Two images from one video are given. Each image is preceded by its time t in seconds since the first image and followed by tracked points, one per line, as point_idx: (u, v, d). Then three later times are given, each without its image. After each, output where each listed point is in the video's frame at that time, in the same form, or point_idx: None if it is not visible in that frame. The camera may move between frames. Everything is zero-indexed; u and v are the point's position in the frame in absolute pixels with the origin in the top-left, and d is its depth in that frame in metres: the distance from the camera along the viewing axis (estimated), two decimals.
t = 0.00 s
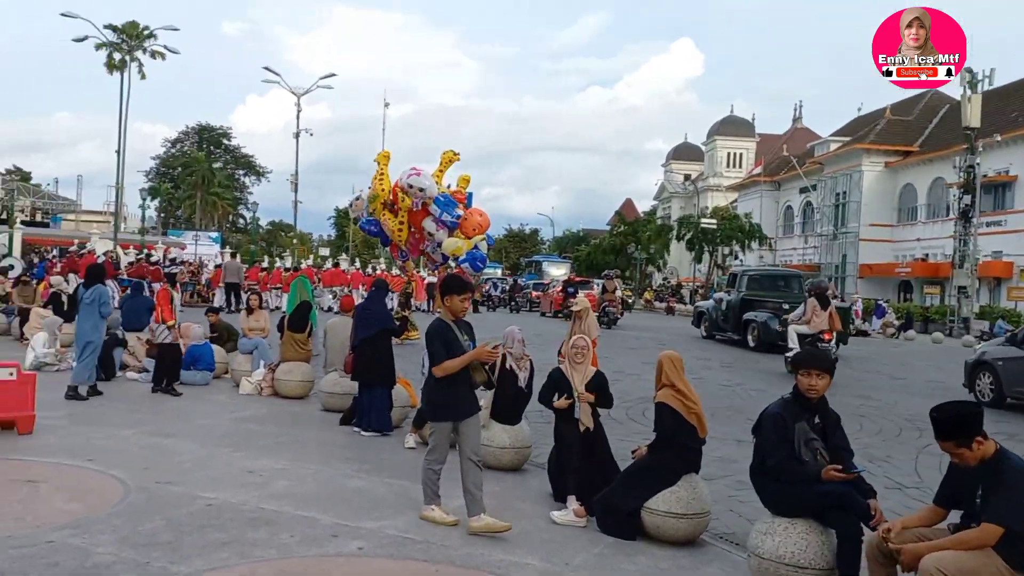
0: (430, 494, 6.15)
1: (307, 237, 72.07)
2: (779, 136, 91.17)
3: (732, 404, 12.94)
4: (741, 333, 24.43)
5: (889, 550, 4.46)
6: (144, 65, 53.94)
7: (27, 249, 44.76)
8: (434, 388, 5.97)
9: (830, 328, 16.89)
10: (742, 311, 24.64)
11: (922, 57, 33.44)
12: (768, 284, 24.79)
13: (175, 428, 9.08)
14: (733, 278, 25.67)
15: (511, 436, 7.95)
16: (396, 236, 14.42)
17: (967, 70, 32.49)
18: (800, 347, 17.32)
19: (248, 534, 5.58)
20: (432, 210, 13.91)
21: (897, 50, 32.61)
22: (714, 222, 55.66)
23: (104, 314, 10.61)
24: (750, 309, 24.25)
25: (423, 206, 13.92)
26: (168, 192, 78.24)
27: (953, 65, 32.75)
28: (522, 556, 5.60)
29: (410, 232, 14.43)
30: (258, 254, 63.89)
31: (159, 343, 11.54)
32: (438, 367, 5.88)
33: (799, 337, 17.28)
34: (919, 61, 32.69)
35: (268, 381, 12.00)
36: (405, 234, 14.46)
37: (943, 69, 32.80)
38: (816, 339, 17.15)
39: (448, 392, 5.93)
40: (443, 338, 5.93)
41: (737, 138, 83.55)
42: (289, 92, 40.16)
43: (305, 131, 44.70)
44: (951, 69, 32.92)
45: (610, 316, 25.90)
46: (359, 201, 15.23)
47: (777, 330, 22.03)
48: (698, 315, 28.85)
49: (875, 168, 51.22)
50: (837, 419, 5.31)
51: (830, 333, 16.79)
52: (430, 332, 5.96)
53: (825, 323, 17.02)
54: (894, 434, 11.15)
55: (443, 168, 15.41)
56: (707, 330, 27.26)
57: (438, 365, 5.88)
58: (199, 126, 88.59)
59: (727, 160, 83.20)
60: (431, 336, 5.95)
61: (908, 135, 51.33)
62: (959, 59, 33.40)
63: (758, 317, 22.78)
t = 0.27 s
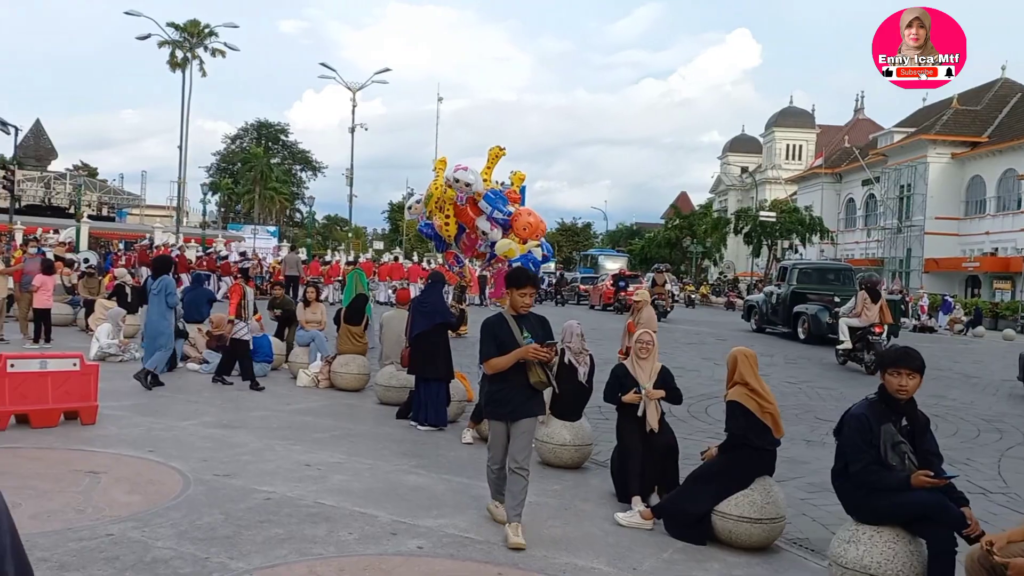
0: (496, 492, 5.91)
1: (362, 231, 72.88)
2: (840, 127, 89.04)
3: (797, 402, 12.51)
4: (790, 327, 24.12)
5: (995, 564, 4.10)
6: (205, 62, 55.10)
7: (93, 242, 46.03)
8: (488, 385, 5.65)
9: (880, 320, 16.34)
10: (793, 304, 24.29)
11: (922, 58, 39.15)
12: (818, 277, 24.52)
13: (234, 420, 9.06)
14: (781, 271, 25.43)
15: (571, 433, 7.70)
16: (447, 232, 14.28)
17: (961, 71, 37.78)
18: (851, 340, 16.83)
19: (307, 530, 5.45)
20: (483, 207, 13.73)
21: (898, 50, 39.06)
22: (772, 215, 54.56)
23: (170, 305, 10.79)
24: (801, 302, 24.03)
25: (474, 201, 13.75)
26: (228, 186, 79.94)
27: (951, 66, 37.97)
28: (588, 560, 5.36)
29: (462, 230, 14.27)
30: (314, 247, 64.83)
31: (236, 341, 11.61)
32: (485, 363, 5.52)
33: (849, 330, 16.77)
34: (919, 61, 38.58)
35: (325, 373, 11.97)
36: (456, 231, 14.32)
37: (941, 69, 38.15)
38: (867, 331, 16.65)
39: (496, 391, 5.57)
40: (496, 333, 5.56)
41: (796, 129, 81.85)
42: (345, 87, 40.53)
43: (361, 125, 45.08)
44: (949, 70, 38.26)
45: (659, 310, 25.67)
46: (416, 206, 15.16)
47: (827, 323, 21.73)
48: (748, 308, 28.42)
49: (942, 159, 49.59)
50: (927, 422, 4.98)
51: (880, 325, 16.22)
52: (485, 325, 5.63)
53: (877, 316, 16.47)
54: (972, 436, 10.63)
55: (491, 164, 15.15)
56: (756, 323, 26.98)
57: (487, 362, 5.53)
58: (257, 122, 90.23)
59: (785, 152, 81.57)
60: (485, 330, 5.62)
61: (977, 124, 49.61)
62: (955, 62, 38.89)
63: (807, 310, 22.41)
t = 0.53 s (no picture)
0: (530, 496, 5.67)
1: (376, 230, 72.93)
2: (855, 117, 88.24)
3: (824, 399, 12.24)
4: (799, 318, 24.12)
5: None
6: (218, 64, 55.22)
7: (109, 245, 46.22)
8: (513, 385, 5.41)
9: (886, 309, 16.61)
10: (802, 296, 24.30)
11: (922, 58, 39.85)
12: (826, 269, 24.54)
13: (253, 424, 8.90)
14: (790, 263, 25.46)
15: (599, 434, 7.48)
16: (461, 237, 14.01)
17: (961, 71, 38.79)
18: (858, 329, 17.10)
19: (330, 542, 5.26)
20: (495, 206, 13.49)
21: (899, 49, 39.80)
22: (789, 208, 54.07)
23: (191, 307, 10.62)
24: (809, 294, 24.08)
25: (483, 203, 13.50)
26: (242, 187, 80.22)
27: (951, 66, 38.97)
28: (622, 570, 5.14)
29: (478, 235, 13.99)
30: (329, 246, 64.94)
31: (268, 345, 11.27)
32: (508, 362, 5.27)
33: (856, 319, 17.02)
34: (919, 61, 39.15)
35: (343, 375, 11.80)
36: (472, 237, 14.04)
37: (941, 69, 39.02)
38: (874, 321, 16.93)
39: (519, 392, 5.32)
40: (521, 331, 5.30)
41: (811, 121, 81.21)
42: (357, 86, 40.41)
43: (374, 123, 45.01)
44: (949, 69, 39.26)
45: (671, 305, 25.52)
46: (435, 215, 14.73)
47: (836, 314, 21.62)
48: (759, 301, 28.21)
49: (960, 149, 48.96)
50: (979, 422, 4.72)
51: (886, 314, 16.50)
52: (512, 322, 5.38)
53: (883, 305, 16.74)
54: (1007, 431, 10.32)
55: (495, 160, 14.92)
56: (766, 315, 27.03)
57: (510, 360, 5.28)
58: (270, 123, 90.45)
59: (800, 144, 80.94)
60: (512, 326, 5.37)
61: (995, 113, 48.97)
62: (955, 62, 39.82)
63: (816, 302, 22.32)
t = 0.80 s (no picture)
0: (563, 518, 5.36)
1: (390, 242, 72.94)
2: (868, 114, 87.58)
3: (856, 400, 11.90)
4: (808, 316, 24.25)
5: None
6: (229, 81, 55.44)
7: (125, 264, 46.40)
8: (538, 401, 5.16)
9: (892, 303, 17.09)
10: (811, 295, 24.40)
11: (923, 58, 39.84)
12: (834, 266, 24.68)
13: (272, 441, 8.73)
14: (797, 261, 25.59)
15: (627, 443, 7.25)
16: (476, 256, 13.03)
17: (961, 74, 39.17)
18: (865, 323, 17.54)
19: (356, 563, 5.07)
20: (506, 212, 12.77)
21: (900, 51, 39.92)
22: (804, 207, 53.60)
23: (214, 324, 10.42)
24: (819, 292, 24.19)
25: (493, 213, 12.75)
26: (256, 203, 80.58)
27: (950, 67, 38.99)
28: None
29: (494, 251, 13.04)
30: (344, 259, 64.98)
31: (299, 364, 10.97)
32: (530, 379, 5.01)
33: (864, 314, 17.45)
34: (920, 61, 39.37)
35: (363, 389, 11.62)
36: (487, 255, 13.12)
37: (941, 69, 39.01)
38: (880, 314, 17.39)
39: (544, 408, 5.07)
40: (544, 344, 5.04)
41: (823, 119, 80.70)
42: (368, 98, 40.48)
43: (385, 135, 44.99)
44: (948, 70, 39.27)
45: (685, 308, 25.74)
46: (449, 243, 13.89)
47: (845, 310, 21.95)
48: (769, 300, 28.05)
49: (976, 142, 48.37)
50: None
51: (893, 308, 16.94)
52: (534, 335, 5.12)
53: (890, 299, 17.18)
54: None
55: (493, 170, 14.63)
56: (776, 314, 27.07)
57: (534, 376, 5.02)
58: (282, 139, 90.91)
59: (814, 142, 80.41)
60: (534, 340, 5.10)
61: (1011, 105, 48.39)
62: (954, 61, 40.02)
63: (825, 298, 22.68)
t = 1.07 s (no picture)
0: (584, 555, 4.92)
1: (407, 264, 72.95)
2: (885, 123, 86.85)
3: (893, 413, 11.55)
4: (822, 326, 24.27)
5: None
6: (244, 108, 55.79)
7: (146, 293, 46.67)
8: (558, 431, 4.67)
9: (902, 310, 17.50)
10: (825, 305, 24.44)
11: (921, 58, 39.17)
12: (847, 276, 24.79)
13: (295, 470, 8.54)
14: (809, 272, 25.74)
15: (661, 464, 7.00)
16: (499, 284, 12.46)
17: (961, 69, 37.71)
18: (876, 329, 17.93)
19: None
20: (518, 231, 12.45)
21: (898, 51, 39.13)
22: (825, 217, 53.05)
23: (243, 353, 10.24)
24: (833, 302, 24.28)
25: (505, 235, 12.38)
26: (274, 229, 80.97)
27: (951, 65, 38.03)
28: None
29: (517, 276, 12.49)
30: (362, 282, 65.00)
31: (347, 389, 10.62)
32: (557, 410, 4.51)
33: (874, 321, 17.81)
34: (919, 62, 38.56)
35: (385, 414, 11.40)
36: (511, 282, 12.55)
37: (940, 69, 38.18)
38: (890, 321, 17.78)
39: (573, 439, 4.60)
40: (567, 369, 4.54)
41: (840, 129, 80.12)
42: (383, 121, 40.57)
43: (400, 158, 45.01)
44: (951, 69, 38.09)
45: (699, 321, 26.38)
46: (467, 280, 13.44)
47: (858, 319, 22.06)
48: (784, 312, 27.83)
49: (997, 147, 47.70)
50: None
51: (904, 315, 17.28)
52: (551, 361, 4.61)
53: (900, 306, 17.57)
54: None
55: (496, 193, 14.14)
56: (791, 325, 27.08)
57: (558, 406, 4.52)
58: (298, 165, 91.55)
59: (831, 152, 79.81)
60: (553, 366, 4.60)
61: None
62: (955, 61, 39.12)
63: (838, 308, 22.83)
